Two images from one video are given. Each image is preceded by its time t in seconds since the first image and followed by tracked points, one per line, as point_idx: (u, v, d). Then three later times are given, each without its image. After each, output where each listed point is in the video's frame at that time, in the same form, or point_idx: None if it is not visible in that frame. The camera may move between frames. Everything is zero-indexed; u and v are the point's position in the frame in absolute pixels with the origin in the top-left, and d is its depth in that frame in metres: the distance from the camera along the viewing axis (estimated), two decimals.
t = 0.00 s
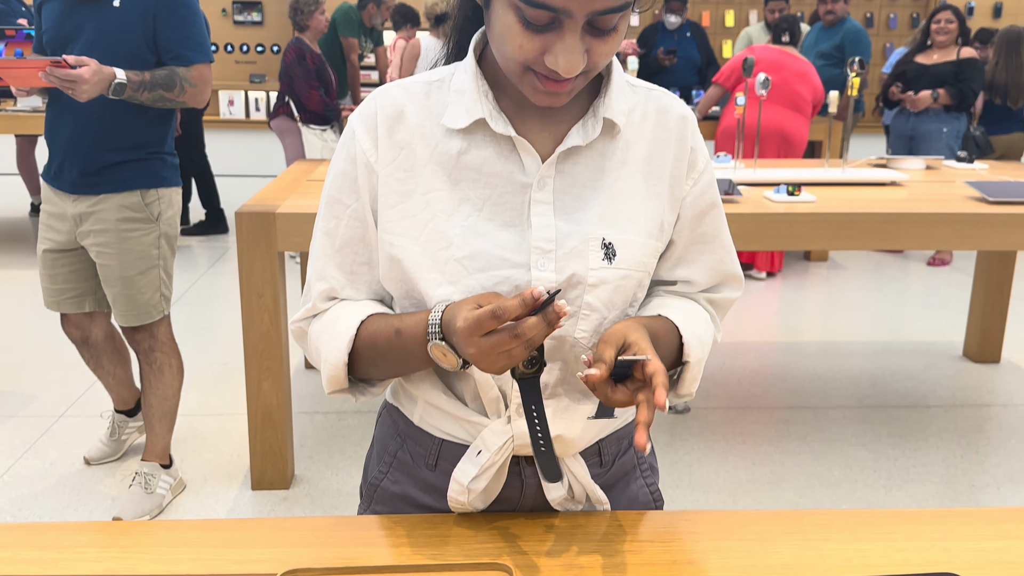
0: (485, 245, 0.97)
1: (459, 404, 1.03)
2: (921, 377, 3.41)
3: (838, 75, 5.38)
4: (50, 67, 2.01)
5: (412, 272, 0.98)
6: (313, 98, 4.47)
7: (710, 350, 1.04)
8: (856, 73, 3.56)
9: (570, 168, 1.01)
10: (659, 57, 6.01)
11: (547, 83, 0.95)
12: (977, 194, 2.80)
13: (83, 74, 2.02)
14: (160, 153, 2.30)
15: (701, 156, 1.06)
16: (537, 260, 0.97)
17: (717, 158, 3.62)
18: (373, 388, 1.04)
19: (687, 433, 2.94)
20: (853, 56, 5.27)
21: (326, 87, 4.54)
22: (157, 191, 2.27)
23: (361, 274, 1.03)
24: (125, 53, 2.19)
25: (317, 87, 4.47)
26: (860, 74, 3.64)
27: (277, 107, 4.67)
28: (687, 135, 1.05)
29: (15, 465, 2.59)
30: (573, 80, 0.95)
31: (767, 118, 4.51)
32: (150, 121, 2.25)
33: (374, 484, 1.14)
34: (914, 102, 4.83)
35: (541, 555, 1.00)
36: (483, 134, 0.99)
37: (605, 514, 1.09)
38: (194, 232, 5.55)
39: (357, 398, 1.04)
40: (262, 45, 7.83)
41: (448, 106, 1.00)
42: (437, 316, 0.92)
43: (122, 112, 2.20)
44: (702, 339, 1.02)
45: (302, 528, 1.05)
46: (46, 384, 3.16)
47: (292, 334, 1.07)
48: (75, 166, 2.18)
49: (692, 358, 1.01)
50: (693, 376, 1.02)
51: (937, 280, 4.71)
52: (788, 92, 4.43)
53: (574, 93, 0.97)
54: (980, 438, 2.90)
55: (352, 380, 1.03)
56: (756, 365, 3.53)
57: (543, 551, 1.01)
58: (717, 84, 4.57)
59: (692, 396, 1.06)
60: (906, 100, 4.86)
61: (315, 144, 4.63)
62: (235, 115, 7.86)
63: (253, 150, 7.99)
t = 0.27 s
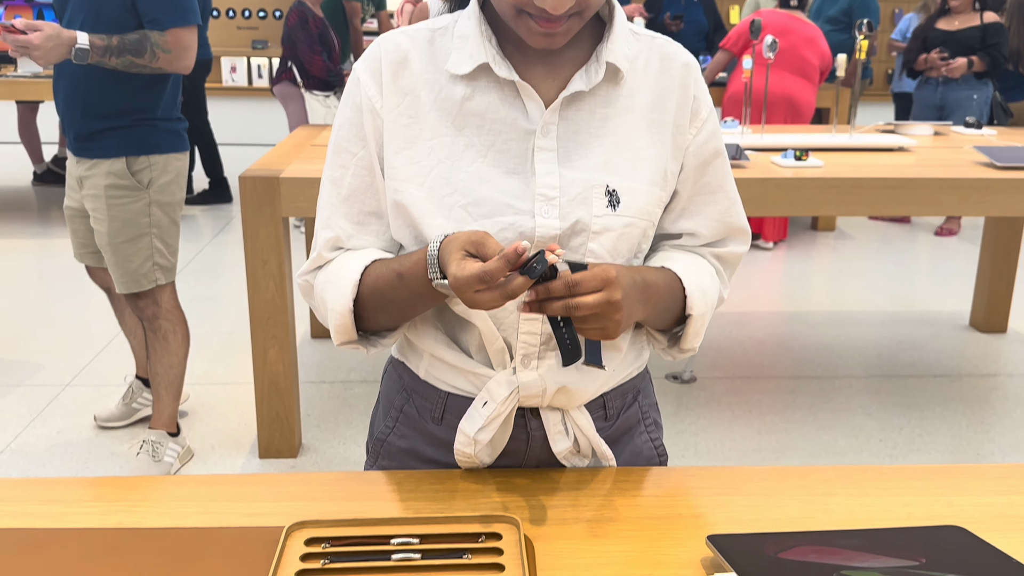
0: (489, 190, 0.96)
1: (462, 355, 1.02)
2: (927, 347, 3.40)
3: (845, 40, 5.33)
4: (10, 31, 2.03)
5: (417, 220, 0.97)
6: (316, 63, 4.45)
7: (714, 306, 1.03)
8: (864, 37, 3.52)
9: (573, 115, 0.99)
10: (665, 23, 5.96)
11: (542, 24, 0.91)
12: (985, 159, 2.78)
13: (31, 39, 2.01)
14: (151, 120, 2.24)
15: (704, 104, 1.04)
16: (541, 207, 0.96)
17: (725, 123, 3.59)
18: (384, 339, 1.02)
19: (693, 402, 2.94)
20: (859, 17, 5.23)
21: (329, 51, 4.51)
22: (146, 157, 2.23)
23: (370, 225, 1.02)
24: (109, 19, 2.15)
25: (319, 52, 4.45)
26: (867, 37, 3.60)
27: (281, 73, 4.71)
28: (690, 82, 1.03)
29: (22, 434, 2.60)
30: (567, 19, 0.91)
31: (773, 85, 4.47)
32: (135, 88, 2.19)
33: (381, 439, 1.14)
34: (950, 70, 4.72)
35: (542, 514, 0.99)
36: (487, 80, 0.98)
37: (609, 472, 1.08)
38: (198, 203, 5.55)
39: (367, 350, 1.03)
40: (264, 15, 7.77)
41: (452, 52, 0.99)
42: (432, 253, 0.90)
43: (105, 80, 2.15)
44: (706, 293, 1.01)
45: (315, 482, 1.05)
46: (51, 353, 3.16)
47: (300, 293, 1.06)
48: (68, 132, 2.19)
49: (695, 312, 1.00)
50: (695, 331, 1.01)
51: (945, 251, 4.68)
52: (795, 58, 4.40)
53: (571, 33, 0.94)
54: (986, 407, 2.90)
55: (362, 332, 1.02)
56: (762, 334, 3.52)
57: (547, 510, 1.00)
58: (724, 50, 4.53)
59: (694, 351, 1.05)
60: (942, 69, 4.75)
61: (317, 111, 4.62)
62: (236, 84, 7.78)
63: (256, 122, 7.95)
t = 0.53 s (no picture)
0: (486, 148, 0.97)
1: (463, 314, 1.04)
2: (934, 317, 3.40)
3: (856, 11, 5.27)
4: None
5: (415, 178, 0.98)
6: (320, 33, 4.35)
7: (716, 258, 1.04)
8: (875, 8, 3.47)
9: (570, 72, 0.99)
10: None
11: None
12: (993, 130, 2.77)
13: None
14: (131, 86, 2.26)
15: (700, 61, 1.04)
16: (538, 162, 0.97)
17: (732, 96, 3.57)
18: (375, 306, 1.05)
19: (699, 371, 2.95)
20: None
21: (336, 22, 4.35)
22: (129, 123, 2.28)
23: (364, 187, 1.04)
24: None
25: (324, 23, 4.32)
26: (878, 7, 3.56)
27: (285, 44, 4.70)
28: (686, 40, 1.02)
29: (32, 399, 2.63)
30: None
31: (784, 57, 4.42)
32: (115, 52, 2.22)
33: (384, 400, 1.15)
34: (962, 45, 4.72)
35: (546, 472, 0.98)
36: (482, 39, 0.99)
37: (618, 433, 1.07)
38: (203, 173, 5.57)
39: (355, 316, 1.05)
40: None
41: (447, 14, 0.99)
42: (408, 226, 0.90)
43: (86, 44, 2.20)
44: (708, 246, 1.02)
45: (318, 437, 1.04)
46: (60, 321, 3.19)
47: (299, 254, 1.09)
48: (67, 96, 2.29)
49: (696, 263, 1.01)
50: (697, 283, 1.02)
51: (954, 223, 4.67)
52: (805, 29, 4.38)
53: None
54: (991, 376, 2.90)
55: (351, 298, 1.05)
56: (768, 305, 3.53)
57: (550, 467, 0.99)
58: (734, 21, 4.50)
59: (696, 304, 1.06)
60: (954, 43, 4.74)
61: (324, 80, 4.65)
62: (242, 56, 7.74)
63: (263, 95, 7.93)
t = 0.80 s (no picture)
0: (478, 133, 0.97)
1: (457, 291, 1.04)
2: (940, 300, 3.40)
3: None
4: None
5: (407, 163, 0.99)
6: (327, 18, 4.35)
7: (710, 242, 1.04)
8: None
9: (562, 61, 1.00)
10: None
11: None
12: (1002, 118, 2.75)
13: None
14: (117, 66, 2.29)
15: (693, 51, 1.04)
16: (530, 147, 0.97)
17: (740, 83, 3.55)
18: (368, 282, 1.06)
19: (703, 350, 2.96)
20: None
21: (343, 8, 4.40)
22: (110, 99, 2.30)
23: (358, 171, 1.06)
24: None
25: (331, 8, 4.35)
26: None
27: (292, 28, 4.72)
28: (679, 31, 1.02)
29: (40, 373, 2.66)
30: None
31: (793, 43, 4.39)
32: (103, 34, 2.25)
33: (382, 374, 1.16)
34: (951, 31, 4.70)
35: (540, 449, 1.00)
36: (475, 30, 0.99)
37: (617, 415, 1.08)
38: (211, 153, 5.58)
39: (351, 291, 1.06)
40: None
41: (441, 5, 1.00)
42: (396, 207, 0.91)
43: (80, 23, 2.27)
44: (701, 230, 1.02)
45: (319, 416, 1.05)
46: (67, 298, 3.22)
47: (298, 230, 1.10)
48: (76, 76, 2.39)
49: (689, 246, 1.01)
50: (691, 266, 1.02)
51: (963, 207, 4.65)
52: (814, 16, 4.35)
53: None
54: (996, 357, 2.91)
55: (348, 274, 1.05)
56: (775, 287, 3.52)
57: (542, 448, 1.00)
58: (743, 9, 4.48)
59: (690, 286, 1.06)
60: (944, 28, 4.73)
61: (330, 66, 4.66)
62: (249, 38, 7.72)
63: (271, 75, 7.92)
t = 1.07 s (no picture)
0: (470, 155, 0.99)
1: (448, 306, 1.05)
2: (943, 319, 3.40)
3: (869, 21, 5.26)
4: None
5: (400, 185, 1.00)
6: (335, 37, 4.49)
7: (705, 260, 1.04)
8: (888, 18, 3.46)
9: (552, 84, 1.01)
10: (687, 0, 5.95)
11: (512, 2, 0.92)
12: (1004, 140, 2.76)
13: None
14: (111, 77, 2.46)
15: (679, 75, 1.05)
16: (519, 167, 0.99)
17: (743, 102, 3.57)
18: (347, 304, 1.07)
19: (706, 368, 2.96)
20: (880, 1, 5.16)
21: (349, 27, 4.50)
22: (89, 106, 2.46)
23: (348, 192, 1.06)
24: None
25: (337, 27, 4.47)
26: (892, 18, 3.56)
27: (299, 46, 4.77)
28: (665, 56, 1.04)
29: (44, 386, 2.67)
30: None
31: (795, 63, 4.42)
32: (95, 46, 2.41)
33: (372, 389, 1.17)
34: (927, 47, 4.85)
35: (528, 465, 1.00)
36: (466, 56, 1.01)
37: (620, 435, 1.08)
38: (218, 168, 5.62)
39: (328, 310, 1.07)
40: None
41: (434, 32, 1.02)
42: (371, 219, 0.92)
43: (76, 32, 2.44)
44: (696, 248, 1.02)
45: (319, 433, 1.05)
46: (72, 311, 3.23)
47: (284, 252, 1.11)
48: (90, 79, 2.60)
49: (687, 265, 1.01)
50: (687, 285, 1.03)
51: (967, 227, 4.65)
52: (818, 37, 4.37)
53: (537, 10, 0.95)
54: (1000, 378, 2.90)
55: (327, 294, 1.06)
56: (778, 305, 3.53)
57: (530, 464, 1.00)
58: (747, 28, 4.55)
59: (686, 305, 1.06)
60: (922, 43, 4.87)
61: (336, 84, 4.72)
62: (256, 55, 7.79)
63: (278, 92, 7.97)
